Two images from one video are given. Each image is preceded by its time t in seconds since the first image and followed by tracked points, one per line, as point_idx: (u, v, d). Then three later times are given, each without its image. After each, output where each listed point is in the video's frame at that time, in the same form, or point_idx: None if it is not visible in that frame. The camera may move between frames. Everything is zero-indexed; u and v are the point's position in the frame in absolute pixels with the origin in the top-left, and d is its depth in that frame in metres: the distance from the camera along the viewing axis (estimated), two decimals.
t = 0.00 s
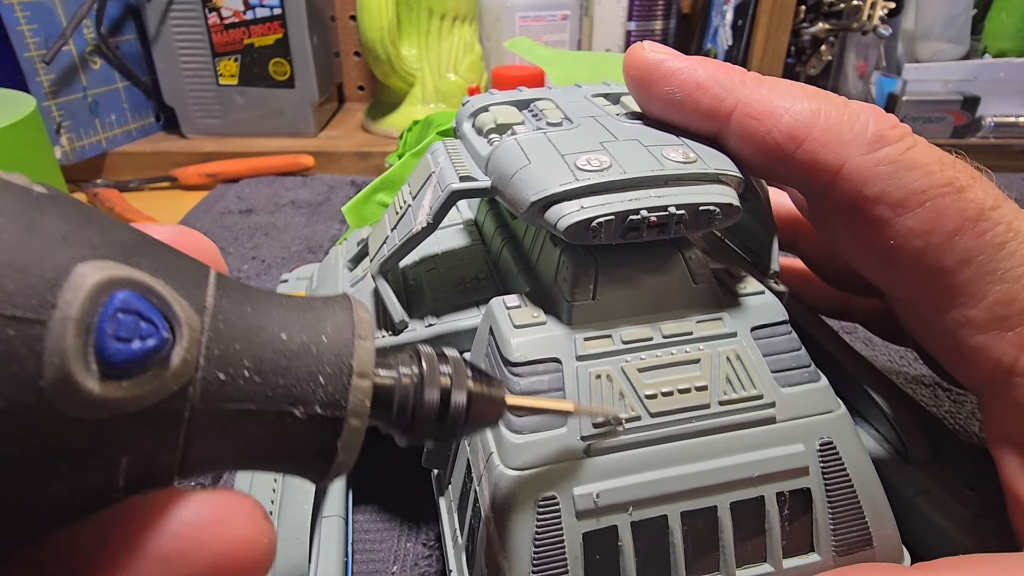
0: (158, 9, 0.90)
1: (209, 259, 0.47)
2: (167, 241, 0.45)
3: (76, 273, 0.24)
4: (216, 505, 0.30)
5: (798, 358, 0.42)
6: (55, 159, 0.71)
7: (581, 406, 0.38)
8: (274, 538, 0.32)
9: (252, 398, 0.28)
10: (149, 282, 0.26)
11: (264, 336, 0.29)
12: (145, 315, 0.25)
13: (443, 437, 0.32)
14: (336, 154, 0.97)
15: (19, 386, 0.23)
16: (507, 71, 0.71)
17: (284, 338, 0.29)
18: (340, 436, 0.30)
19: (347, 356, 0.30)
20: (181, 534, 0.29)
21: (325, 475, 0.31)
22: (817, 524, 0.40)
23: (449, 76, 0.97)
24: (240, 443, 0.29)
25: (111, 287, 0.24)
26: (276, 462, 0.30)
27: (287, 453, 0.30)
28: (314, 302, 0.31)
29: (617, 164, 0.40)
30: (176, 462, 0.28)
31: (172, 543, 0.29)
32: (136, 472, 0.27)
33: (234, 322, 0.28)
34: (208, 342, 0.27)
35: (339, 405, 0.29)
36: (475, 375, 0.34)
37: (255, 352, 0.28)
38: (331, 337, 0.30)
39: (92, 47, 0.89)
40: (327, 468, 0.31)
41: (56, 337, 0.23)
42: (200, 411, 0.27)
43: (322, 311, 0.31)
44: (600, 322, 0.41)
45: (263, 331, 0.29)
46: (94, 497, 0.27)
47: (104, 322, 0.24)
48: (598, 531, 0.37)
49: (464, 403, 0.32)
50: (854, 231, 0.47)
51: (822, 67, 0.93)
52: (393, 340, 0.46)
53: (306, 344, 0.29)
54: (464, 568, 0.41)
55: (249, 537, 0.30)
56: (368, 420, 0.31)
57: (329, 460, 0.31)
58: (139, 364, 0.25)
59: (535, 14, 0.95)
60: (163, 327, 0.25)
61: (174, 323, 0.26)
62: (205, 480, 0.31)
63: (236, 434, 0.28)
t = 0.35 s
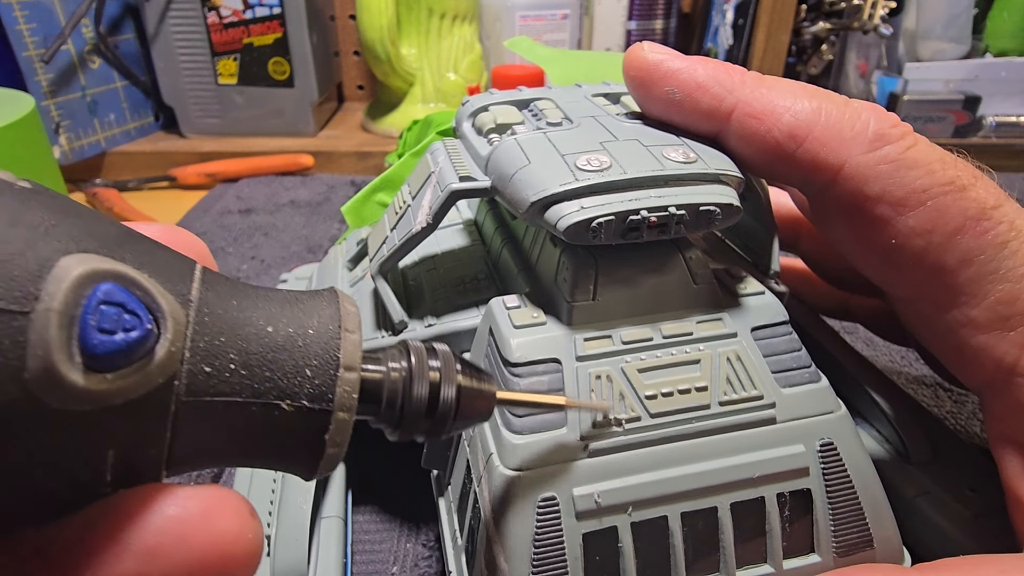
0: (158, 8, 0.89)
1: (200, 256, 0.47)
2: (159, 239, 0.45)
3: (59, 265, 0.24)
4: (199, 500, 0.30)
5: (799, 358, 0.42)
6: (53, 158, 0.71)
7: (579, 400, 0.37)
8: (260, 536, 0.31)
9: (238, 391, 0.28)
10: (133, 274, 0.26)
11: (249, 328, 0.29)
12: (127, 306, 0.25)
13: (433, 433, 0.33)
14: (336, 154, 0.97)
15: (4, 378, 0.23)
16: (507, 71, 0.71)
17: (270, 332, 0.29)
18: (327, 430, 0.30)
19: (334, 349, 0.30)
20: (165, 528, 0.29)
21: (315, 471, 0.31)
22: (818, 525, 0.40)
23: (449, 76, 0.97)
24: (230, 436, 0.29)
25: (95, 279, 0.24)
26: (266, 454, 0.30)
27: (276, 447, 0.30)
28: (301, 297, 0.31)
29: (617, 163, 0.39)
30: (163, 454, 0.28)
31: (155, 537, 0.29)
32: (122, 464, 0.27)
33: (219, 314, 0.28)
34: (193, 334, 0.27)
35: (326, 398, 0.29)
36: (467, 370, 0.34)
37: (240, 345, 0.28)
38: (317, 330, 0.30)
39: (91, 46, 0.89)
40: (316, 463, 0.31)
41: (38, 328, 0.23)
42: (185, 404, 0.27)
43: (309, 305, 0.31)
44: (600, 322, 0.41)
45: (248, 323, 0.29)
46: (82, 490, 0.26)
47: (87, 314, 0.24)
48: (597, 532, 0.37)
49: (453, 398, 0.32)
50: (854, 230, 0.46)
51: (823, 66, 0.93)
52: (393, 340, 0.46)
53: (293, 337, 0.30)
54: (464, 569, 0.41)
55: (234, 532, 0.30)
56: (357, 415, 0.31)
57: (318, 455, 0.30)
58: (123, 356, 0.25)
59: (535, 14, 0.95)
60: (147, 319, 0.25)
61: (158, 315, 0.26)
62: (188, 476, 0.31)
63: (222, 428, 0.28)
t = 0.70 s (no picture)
0: (158, 8, 0.89)
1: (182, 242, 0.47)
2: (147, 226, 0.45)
3: (40, 247, 0.24)
4: (184, 475, 0.30)
5: (798, 358, 0.42)
6: (54, 158, 0.71)
7: (565, 379, 0.38)
8: (246, 510, 0.31)
9: (223, 370, 0.28)
10: (115, 256, 0.26)
11: (232, 309, 0.29)
12: (110, 286, 0.25)
13: (420, 412, 0.34)
14: (336, 154, 0.97)
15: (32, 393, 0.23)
16: (507, 71, 0.71)
17: (254, 312, 0.29)
18: (312, 408, 0.30)
19: (318, 328, 0.30)
20: (150, 504, 0.28)
21: (302, 450, 0.31)
22: (818, 525, 0.40)
23: (449, 76, 0.97)
24: (211, 417, 0.29)
25: (76, 260, 0.25)
26: (252, 436, 0.30)
27: (261, 427, 0.30)
28: (285, 279, 0.32)
29: (617, 164, 0.40)
30: (148, 436, 0.28)
31: (140, 513, 0.28)
32: (108, 445, 0.27)
33: (202, 295, 0.28)
34: (176, 314, 0.27)
35: (310, 376, 0.30)
36: (450, 351, 0.34)
37: (224, 324, 0.29)
38: (301, 311, 0.30)
39: (92, 47, 0.89)
40: (302, 443, 0.31)
41: (20, 308, 0.23)
42: (169, 382, 0.27)
43: (293, 287, 0.31)
44: (600, 322, 0.41)
45: (233, 304, 0.29)
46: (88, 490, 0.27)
47: (68, 294, 0.24)
48: (597, 532, 0.37)
49: (438, 377, 0.33)
50: (854, 230, 0.46)
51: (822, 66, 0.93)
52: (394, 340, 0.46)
53: (276, 317, 0.30)
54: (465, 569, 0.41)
55: (219, 507, 0.30)
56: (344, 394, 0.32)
57: (304, 435, 0.31)
58: (106, 335, 0.25)
59: (535, 14, 0.95)
60: (130, 299, 0.26)
61: (140, 295, 0.26)
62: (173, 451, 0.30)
63: (207, 408, 0.29)
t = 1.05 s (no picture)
0: (159, 9, 0.90)
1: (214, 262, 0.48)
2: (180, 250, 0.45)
3: (96, 286, 0.24)
4: (226, 519, 0.30)
5: (797, 359, 0.42)
6: (55, 159, 0.71)
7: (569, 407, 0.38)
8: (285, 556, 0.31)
9: (266, 413, 0.28)
10: (168, 296, 0.26)
11: (277, 349, 0.29)
12: (164, 330, 0.25)
13: (455, 452, 0.33)
14: (336, 154, 0.97)
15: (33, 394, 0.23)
16: (507, 71, 0.72)
17: (299, 352, 0.29)
18: (353, 450, 0.30)
19: (362, 370, 0.30)
20: (194, 549, 0.29)
21: (338, 488, 0.32)
22: (817, 525, 0.40)
23: (449, 77, 0.98)
24: (248, 454, 0.29)
25: (133, 302, 0.25)
26: (289, 471, 0.31)
27: (301, 463, 0.30)
28: (328, 316, 0.31)
29: (616, 165, 0.40)
30: (190, 474, 0.28)
31: (184, 557, 0.28)
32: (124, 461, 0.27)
33: (249, 335, 0.28)
34: (224, 356, 0.27)
35: (352, 420, 0.30)
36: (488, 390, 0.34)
37: (269, 364, 0.29)
38: (344, 351, 0.30)
39: (93, 47, 0.89)
40: (338, 482, 0.31)
41: (75, 352, 0.23)
42: (214, 425, 0.27)
43: (336, 325, 0.31)
44: (599, 323, 0.41)
45: (279, 345, 0.29)
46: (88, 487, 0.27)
47: (123, 337, 0.24)
48: (597, 531, 0.37)
49: (475, 419, 0.32)
50: (853, 230, 0.47)
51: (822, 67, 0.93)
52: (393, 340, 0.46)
53: (322, 358, 0.30)
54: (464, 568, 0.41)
55: (258, 552, 0.30)
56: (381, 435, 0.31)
57: (341, 475, 0.31)
58: (158, 378, 0.25)
59: (535, 14, 0.95)
60: (182, 342, 0.26)
61: (192, 338, 0.26)
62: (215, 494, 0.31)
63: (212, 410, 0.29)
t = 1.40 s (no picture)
0: (158, 8, 0.89)
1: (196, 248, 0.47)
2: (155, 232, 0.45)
3: (56, 256, 0.24)
4: (197, 487, 0.30)
5: (798, 359, 0.42)
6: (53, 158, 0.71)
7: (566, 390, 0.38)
8: (259, 523, 0.31)
9: (235, 382, 0.28)
10: (132, 267, 0.26)
11: (245, 319, 0.29)
12: (126, 297, 0.25)
13: (429, 424, 0.33)
14: (336, 154, 0.97)
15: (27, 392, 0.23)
16: (507, 71, 0.71)
17: (267, 322, 0.29)
18: (325, 419, 0.30)
19: (331, 340, 0.30)
20: (162, 517, 0.28)
21: (311, 460, 0.31)
22: (818, 526, 0.40)
23: (449, 76, 0.97)
24: (219, 426, 0.29)
25: (92, 270, 0.24)
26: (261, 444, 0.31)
27: (274, 436, 0.30)
28: (298, 289, 0.32)
29: (616, 164, 0.40)
30: (161, 444, 0.28)
31: (153, 525, 0.28)
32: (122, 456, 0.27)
33: (215, 306, 0.28)
34: (190, 325, 0.27)
35: (323, 388, 0.30)
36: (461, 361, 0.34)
37: (237, 335, 0.29)
38: (314, 321, 0.30)
39: (92, 46, 0.89)
40: (312, 454, 0.31)
41: (36, 320, 0.23)
42: (182, 393, 0.27)
43: (304, 296, 0.31)
44: (599, 322, 0.41)
45: (245, 315, 0.29)
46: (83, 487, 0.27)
47: (84, 304, 0.24)
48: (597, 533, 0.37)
49: (449, 388, 0.32)
50: (853, 230, 0.46)
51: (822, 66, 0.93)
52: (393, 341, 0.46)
53: (289, 328, 0.30)
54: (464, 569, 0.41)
55: (231, 520, 0.30)
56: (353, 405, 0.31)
57: (315, 445, 0.31)
58: (122, 346, 0.25)
59: (535, 14, 0.95)
60: (146, 311, 0.25)
61: (156, 307, 0.26)
62: (188, 463, 0.30)
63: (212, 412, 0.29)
